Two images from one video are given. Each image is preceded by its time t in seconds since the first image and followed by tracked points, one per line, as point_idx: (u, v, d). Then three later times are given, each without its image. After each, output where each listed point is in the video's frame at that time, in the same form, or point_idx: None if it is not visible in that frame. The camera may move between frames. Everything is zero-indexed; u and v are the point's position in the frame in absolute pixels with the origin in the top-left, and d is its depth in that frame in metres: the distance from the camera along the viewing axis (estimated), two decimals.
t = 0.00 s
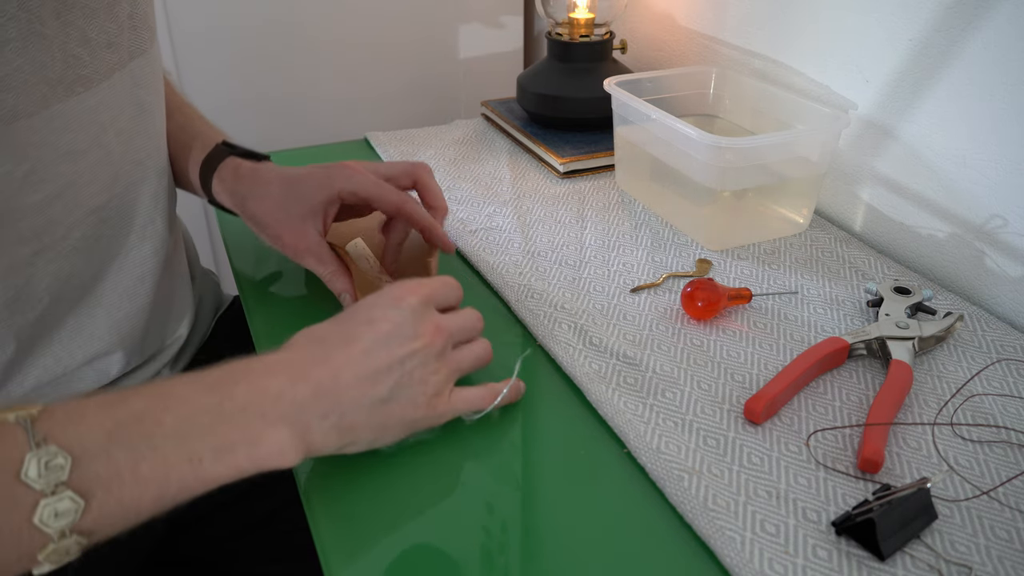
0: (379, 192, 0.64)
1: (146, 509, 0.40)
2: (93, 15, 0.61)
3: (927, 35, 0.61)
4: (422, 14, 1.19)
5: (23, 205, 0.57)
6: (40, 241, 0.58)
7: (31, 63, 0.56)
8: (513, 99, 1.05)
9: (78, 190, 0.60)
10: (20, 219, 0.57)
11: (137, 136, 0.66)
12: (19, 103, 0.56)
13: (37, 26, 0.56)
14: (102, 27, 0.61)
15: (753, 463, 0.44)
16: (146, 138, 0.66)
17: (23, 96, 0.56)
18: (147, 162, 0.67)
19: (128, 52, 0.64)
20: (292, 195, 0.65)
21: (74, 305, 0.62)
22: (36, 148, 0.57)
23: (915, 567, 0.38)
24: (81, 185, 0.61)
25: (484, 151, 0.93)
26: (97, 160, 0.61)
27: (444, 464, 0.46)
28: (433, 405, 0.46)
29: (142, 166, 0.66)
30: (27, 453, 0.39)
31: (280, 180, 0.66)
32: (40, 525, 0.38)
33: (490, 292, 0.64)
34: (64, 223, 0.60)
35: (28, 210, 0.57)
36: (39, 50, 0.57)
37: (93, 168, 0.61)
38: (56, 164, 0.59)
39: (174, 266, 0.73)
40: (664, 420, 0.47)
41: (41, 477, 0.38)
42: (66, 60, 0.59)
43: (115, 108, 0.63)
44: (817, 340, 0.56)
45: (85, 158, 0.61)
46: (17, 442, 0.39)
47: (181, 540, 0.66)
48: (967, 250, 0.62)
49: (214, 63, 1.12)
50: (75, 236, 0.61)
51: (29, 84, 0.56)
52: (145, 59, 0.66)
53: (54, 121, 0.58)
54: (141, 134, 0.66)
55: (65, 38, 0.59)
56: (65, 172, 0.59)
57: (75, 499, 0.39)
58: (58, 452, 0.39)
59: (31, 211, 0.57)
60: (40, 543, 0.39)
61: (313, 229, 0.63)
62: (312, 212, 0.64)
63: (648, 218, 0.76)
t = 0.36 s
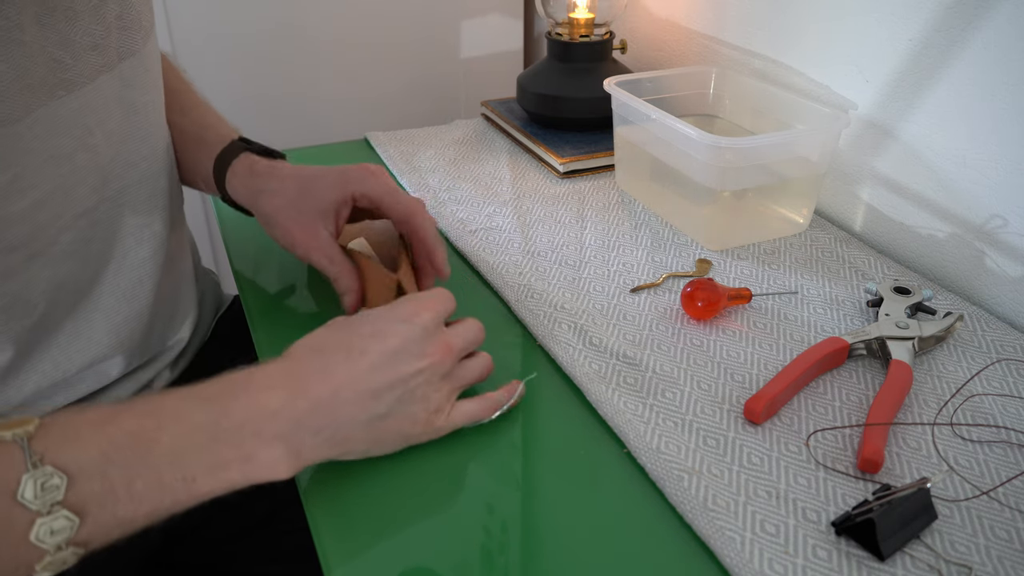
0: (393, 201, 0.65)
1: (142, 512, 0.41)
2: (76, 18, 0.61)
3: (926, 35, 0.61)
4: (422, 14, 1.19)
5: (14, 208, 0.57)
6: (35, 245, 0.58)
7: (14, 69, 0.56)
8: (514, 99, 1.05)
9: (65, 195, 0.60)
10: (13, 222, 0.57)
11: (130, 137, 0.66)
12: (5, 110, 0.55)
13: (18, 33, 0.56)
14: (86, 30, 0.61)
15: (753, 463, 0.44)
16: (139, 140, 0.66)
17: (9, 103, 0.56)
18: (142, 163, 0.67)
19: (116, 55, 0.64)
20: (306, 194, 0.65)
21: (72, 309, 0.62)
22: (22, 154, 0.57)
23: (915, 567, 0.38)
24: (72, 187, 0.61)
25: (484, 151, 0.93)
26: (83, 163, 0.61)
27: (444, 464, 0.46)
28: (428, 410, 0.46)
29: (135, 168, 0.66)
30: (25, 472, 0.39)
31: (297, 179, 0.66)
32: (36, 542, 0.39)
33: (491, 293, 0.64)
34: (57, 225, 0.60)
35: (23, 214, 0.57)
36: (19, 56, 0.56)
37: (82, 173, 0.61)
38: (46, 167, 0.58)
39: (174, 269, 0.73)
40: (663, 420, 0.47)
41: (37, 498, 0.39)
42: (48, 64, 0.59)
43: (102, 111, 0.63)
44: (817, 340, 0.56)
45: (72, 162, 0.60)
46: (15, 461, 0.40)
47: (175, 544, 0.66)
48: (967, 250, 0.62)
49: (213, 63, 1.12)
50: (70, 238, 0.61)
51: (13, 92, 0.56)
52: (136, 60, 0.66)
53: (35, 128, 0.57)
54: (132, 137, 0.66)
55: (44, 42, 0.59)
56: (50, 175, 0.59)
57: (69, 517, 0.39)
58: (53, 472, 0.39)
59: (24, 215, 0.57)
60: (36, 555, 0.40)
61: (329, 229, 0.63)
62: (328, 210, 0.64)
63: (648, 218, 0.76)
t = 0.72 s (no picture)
0: (394, 199, 0.64)
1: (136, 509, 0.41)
2: (71, 18, 0.60)
3: (927, 35, 0.61)
4: (422, 13, 1.19)
5: (8, 209, 0.57)
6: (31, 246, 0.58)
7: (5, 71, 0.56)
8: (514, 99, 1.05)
9: (60, 195, 0.60)
10: (9, 224, 0.57)
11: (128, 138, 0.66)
12: None
13: (9, 34, 0.56)
14: (82, 31, 0.61)
15: (753, 463, 0.44)
16: (138, 141, 0.66)
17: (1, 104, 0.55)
18: (140, 164, 0.67)
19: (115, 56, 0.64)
20: (309, 195, 0.65)
21: (69, 311, 0.63)
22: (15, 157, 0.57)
23: (915, 567, 0.38)
24: (66, 188, 0.61)
25: (484, 151, 0.93)
26: (77, 164, 0.61)
27: (444, 463, 0.46)
28: (424, 412, 0.46)
29: (133, 168, 0.66)
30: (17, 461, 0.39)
31: (300, 177, 0.66)
32: (29, 528, 0.39)
33: (490, 293, 0.64)
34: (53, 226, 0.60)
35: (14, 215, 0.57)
36: (10, 58, 0.56)
37: (75, 173, 0.61)
38: (40, 169, 0.59)
39: (174, 269, 0.73)
40: (664, 420, 0.47)
41: (28, 487, 0.39)
42: (38, 65, 0.59)
43: (96, 111, 0.63)
44: (817, 340, 0.56)
45: (65, 163, 0.60)
46: (7, 449, 0.40)
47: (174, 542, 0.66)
48: (967, 250, 0.62)
49: (212, 63, 1.12)
50: (64, 240, 0.61)
51: (5, 95, 0.56)
52: (134, 60, 0.65)
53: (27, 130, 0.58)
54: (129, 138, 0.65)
55: (37, 44, 0.59)
56: (43, 178, 0.59)
57: (61, 505, 0.39)
58: (45, 462, 0.39)
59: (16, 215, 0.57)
60: (30, 540, 0.40)
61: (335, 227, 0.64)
62: (333, 207, 0.64)
63: (648, 218, 0.76)
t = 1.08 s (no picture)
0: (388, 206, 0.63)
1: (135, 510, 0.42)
2: (73, 22, 0.60)
3: (926, 35, 0.61)
4: (422, 13, 1.19)
5: (7, 213, 0.56)
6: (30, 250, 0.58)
7: (7, 75, 0.55)
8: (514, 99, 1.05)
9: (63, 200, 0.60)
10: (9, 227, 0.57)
11: (127, 140, 0.66)
12: None
13: (11, 38, 0.56)
14: (84, 34, 0.61)
15: (753, 463, 0.44)
16: (135, 144, 0.66)
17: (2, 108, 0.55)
18: (139, 167, 0.67)
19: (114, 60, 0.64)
20: (310, 194, 0.65)
21: (69, 314, 0.63)
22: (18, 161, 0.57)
23: (915, 567, 0.38)
24: (68, 193, 0.60)
25: (484, 151, 0.93)
26: (80, 168, 0.61)
27: (444, 463, 0.46)
28: (415, 416, 0.46)
29: (132, 171, 0.66)
30: None
31: (298, 180, 0.67)
32: (15, 529, 0.40)
33: (490, 293, 0.64)
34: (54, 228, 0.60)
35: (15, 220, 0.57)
36: (13, 61, 0.56)
37: (77, 177, 0.61)
38: (43, 173, 0.58)
39: (172, 271, 0.73)
40: (663, 420, 0.47)
41: (14, 487, 0.39)
42: (42, 68, 0.58)
43: (98, 115, 0.63)
44: (817, 340, 0.56)
45: (68, 168, 0.60)
46: None
47: (175, 542, 0.66)
48: (967, 250, 0.62)
49: (212, 63, 1.12)
50: (65, 244, 0.61)
51: (7, 98, 0.56)
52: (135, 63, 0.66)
53: (31, 134, 0.57)
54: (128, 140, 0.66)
55: (40, 47, 0.58)
56: (46, 181, 0.59)
57: (44, 505, 0.40)
58: (28, 463, 0.39)
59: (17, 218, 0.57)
60: (16, 541, 0.40)
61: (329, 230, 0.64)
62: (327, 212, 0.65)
63: (648, 218, 0.76)
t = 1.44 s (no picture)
0: (398, 203, 0.65)
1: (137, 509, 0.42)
2: (76, 24, 0.60)
3: (927, 35, 0.61)
4: (423, 13, 1.19)
5: (8, 214, 0.57)
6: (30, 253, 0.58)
7: (9, 76, 0.56)
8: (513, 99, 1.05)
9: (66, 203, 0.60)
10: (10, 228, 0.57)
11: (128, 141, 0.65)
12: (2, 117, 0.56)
13: (14, 39, 0.56)
14: (86, 36, 0.61)
15: (753, 463, 0.44)
16: (138, 145, 0.66)
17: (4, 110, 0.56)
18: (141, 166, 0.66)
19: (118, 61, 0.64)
20: (315, 195, 0.65)
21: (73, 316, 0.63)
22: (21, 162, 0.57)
23: (915, 567, 0.38)
24: (70, 194, 0.61)
25: (484, 151, 0.93)
26: (82, 171, 0.61)
27: (443, 463, 0.46)
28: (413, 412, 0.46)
29: (134, 172, 0.66)
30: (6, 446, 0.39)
31: (308, 178, 0.67)
32: (21, 511, 0.40)
33: (490, 293, 0.64)
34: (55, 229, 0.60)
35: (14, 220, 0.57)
36: (15, 63, 0.56)
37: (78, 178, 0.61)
38: (49, 175, 0.59)
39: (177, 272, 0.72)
40: (663, 420, 0.47)
41: (20, 470, 0.39)
42: (44, 70, 0.59)
43: (100, 117, 0.63)
44: (816, 340, 0.56)
45: (71, 171, 0.60)
46: None
47: (177, 540, 0.66)
48: (967, 250, 0.62)
49: (213, 63, 1.12)
50: (72, 246, 0.61)
51: (8, 99, 0.56)
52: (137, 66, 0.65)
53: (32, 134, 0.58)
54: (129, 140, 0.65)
55: (42, 49, 0.58)
56: (50, 183, 0.59)
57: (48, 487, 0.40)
58: (33, 446, 0.39)
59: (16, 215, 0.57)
60: (23, 522, 0.40)
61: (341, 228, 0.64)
62: (335, 211, 0.65)
63: (648, 218, 0.76)
